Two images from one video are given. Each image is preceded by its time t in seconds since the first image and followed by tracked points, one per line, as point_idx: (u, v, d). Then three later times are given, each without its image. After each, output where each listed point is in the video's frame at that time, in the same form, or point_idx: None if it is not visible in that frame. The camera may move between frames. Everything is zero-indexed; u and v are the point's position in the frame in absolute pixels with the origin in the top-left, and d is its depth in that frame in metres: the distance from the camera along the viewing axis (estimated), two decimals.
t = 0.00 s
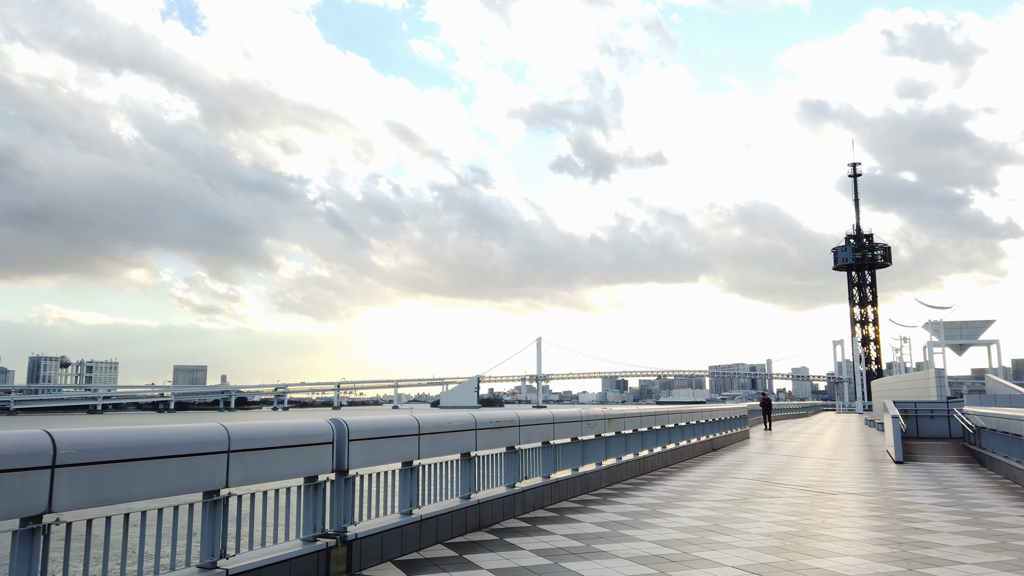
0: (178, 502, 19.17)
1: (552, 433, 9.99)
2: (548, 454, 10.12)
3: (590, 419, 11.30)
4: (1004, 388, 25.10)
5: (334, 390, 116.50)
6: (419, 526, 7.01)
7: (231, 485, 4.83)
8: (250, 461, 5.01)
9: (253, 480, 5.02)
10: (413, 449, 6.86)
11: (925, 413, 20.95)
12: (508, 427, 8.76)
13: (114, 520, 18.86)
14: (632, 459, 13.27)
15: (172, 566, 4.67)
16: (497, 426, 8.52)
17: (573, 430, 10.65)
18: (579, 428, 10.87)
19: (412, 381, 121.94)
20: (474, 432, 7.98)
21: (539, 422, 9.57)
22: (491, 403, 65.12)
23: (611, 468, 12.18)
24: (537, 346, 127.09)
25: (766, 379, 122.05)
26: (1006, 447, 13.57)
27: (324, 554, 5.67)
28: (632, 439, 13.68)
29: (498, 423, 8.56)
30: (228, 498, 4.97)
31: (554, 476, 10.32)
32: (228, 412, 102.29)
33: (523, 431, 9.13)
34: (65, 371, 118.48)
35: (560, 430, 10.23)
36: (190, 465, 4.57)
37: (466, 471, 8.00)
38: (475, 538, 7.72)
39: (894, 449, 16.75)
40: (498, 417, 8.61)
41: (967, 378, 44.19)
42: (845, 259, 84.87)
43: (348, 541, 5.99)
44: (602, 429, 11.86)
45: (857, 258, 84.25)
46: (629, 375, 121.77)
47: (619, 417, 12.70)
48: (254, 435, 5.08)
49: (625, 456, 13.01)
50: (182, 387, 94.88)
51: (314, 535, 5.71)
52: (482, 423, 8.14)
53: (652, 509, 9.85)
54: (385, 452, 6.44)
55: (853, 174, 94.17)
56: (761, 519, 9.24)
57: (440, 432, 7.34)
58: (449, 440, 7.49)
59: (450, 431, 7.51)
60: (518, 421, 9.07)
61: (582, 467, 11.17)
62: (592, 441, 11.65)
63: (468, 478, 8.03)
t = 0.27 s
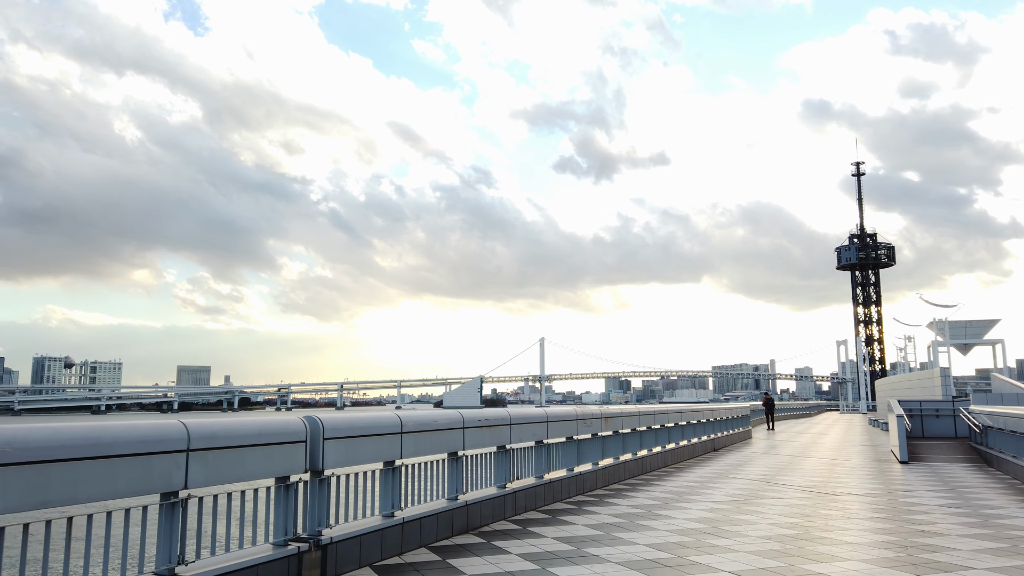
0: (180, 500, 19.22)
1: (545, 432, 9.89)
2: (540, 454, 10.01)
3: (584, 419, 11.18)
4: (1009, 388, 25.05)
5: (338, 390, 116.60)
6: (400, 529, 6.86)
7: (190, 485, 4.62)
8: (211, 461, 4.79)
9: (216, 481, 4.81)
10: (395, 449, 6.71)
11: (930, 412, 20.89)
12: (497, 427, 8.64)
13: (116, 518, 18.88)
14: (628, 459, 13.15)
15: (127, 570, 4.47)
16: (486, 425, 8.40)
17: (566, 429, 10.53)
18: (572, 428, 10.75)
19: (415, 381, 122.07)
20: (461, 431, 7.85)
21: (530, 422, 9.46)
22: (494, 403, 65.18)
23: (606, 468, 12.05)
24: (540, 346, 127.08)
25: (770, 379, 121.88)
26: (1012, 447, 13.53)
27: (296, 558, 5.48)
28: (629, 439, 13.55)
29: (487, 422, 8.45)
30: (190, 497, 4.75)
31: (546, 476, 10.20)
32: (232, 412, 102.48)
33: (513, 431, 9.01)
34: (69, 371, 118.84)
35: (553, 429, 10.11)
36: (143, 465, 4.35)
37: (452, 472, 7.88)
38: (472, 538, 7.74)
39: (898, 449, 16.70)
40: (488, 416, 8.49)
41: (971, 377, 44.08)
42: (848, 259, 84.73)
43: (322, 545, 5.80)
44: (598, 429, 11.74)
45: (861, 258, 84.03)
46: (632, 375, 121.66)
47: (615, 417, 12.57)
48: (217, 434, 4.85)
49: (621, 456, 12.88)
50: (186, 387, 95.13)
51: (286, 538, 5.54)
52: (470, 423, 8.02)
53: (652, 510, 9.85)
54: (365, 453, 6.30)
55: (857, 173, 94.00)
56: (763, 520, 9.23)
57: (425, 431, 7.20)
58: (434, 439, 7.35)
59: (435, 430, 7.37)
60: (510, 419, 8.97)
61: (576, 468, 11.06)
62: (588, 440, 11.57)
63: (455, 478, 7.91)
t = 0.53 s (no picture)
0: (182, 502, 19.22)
1: (539, 435, 9.63)
2: (532, 458, 9.72)
3: (578, 421, 10.93)
4: (1016, 389, 24.95)
5: (342, 390, 116.72)
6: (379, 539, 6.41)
7: (139, 496, 4.19)
8: (163, 471, 4.35)
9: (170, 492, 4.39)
10: (375, 454, 6.33)
11: (937, 414, 20.80)
12: (486, 430, 8.31)
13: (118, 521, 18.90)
14: (626, 463, 12.88)
15: None
16: (475, 429, 8.06)
17: (559, 433, 10.24)
18: (565, 431, 10.47)
19: (419, 381, 122.08)
20: (448, 435, 7.51)
21: (521, 425, 9.15)
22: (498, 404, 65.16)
23: (602, 472, 11.77)
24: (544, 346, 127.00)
25: (775, 378, 121.62)
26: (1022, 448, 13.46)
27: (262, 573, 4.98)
28: (626, 442, 13.30)
29: (477, 426, 8.12)
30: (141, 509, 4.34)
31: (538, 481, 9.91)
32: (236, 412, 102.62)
33: (504, 434, 8.69)
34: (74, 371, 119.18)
35: (545, 433, 9.80)
36: (85, 476, 3.91)
37: (437, 479, 7.50)
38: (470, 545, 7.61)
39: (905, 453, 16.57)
40: (477, 419, 8.17)
41: (977, 378, 43.91)
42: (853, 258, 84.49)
43: (293, 559, 5.29)
44: (593, 431, 11.51)
45: (866, 258, 83.79)
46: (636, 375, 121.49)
47: (612, 419, 12.30)
48: (172, 440, 4.42)
49: (618, 460, 12.62)
50: (191, 387, 95.29)
51: (250, 553, 5.06)
52: (456, 427, 7.67)
53: (655, 514, 9.73)
54: (340, 458, 5.86)
55: (862, 172, 93.75)
56: (769, 526, 9.08)
57: (409, 435, 6.83)
58: (419, 444, 7.01)
59: (419, 434, 7.02)
60: (501, 423, 8.68)
61: (569, 472, 10.80)
62: (584, 444, 11.37)
63: (442, 485, 7.57)
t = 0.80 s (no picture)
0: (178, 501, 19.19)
1: (525, 434, 9.26)
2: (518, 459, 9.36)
3: (567, 420, 10.60)
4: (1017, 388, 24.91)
5: (343, 390, 116.79)
6: (348, 545, 5.99)
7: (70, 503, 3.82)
8: (99, 475, 3.97)
9: None
10: (344, 455, 5.96)
11: (938, 414, 20.78)
12: (469, 430, 7.94)
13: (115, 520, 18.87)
14: (619, 463, 12.51)
15: None
16: (456, 428, 7.70)
17: (547, 432, 9.89)
18: (553, 430, 10.12)
19: (419, 381, 122.09)
20: (426, 434, 7.14)
21: (506, 424, 8.80)
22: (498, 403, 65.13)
23: (593, 473, 11.39)
24: (545, 346, 126.96)
25: (776, 377, 121.55)
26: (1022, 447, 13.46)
27: None
28: (619, 442, 12.95)
29: (457, 424, 7.75)
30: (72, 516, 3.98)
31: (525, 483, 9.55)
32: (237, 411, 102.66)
33: (488, 434, 8.33)
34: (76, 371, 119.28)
35: (532, 432, 9.44)
36: (10, 482, 3.54)
37: (413, 480, 7.10)
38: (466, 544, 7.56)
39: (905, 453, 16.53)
40: (458, 418, 7.80)
41: (978, 377, 43.85)
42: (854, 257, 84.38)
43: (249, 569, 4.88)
44: (584, 430, 11.18)
45: (867, 257, 83.71)
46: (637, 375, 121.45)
47: (603, 418, 11.95)
48: (111, 441, 4.04)
49: (611, 461, 12.26)
50: (192, 387, 95.32)
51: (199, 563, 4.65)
52: (434, 426, 7.30)
53: (652, 512, 9.69)
54: (304, 460, 5.47)
55: (863, 171, 93.65)
56: (767, 524, 9.03)
57: (383, 435, 6.46)
58: (394, 444, 6.64)
59: (395, 434, 6.65)
60: (484, 421, 8.31)
61: (558, 473, 10.44)
62: (574, 444, 11.06)
63: (420, 487, 7.19)
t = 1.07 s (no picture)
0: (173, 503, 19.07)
1: (511, 438, 8.90)
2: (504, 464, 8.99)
3: (557, 424, 10.24)
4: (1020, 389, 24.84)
5: (344, 390, 116.75)
6: (319, 557, 5.56)
7: None
8: (32, 487, 3.67)
9: None
10: (311, 463, 5.59)
11: (941, 415, 20.72)
12: (450, 434, 7.58)
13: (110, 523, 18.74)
14: (612, 467, 12.14)
15: None
16: (436, 433, 7.33)
17: (535, 436, 9.51)
18: (542, 434, 9.75)
19: (420, 381, 122.07)
20: (403, 440, 6.77)
21: (491, 429, 8.43)
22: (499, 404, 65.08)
23: (584, 478, 11.03)
24: (546, 346, 126.96)
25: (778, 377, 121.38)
26: None
27: None
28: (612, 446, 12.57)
29: (438, 428, 7.39)
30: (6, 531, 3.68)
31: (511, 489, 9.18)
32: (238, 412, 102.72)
33: (471, 439, 7.96)
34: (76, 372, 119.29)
35: (519, 436, 9.08)
36: None
37: (390, 487, 6.70)
38: (462, 547, 7.46)
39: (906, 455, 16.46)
40: (438, 423, 7.43)
41: (980, 377, 43.78)
42: (856, 257, 84.26)
43: None
44: (575, 433, 10.81)
45: (868, 256, 83.61)
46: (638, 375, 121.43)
47: (595, 421, 11.57)
48: (43, 452, 3.72)
49: (603, 465, 11.88)
50: (193, 387, 95.44)
51: None
52: (413, 431, 6.92)
53: (652, 516, 9.60)
54: (264, 468, 5.10)
55: (864, 171, 93.59)
56: (767, 527, 8.95)
57: (355, 441, 6.09)
58: (368, 451, 6.27)
59: (368, 440, 6.28)
60: (467, 425, 7.96)
61: (547, 478, 10.07)
62: (564, 448, 10.71)
63: (397, 496, 6.80)
